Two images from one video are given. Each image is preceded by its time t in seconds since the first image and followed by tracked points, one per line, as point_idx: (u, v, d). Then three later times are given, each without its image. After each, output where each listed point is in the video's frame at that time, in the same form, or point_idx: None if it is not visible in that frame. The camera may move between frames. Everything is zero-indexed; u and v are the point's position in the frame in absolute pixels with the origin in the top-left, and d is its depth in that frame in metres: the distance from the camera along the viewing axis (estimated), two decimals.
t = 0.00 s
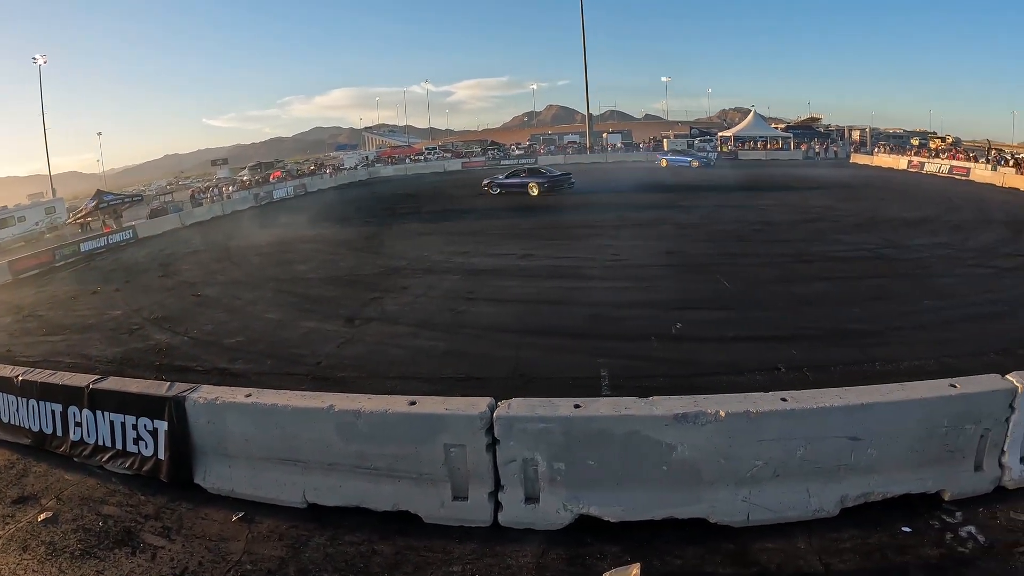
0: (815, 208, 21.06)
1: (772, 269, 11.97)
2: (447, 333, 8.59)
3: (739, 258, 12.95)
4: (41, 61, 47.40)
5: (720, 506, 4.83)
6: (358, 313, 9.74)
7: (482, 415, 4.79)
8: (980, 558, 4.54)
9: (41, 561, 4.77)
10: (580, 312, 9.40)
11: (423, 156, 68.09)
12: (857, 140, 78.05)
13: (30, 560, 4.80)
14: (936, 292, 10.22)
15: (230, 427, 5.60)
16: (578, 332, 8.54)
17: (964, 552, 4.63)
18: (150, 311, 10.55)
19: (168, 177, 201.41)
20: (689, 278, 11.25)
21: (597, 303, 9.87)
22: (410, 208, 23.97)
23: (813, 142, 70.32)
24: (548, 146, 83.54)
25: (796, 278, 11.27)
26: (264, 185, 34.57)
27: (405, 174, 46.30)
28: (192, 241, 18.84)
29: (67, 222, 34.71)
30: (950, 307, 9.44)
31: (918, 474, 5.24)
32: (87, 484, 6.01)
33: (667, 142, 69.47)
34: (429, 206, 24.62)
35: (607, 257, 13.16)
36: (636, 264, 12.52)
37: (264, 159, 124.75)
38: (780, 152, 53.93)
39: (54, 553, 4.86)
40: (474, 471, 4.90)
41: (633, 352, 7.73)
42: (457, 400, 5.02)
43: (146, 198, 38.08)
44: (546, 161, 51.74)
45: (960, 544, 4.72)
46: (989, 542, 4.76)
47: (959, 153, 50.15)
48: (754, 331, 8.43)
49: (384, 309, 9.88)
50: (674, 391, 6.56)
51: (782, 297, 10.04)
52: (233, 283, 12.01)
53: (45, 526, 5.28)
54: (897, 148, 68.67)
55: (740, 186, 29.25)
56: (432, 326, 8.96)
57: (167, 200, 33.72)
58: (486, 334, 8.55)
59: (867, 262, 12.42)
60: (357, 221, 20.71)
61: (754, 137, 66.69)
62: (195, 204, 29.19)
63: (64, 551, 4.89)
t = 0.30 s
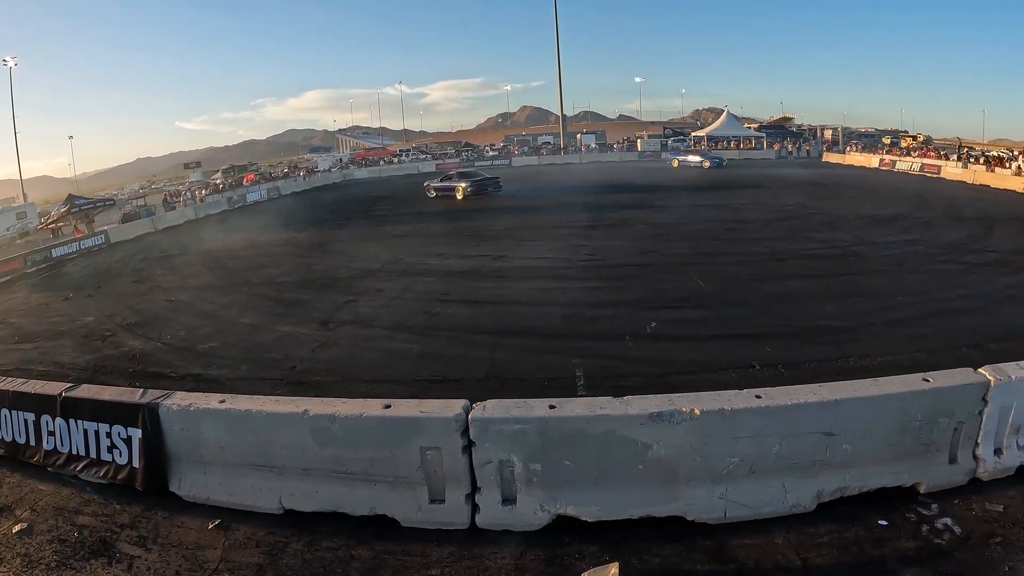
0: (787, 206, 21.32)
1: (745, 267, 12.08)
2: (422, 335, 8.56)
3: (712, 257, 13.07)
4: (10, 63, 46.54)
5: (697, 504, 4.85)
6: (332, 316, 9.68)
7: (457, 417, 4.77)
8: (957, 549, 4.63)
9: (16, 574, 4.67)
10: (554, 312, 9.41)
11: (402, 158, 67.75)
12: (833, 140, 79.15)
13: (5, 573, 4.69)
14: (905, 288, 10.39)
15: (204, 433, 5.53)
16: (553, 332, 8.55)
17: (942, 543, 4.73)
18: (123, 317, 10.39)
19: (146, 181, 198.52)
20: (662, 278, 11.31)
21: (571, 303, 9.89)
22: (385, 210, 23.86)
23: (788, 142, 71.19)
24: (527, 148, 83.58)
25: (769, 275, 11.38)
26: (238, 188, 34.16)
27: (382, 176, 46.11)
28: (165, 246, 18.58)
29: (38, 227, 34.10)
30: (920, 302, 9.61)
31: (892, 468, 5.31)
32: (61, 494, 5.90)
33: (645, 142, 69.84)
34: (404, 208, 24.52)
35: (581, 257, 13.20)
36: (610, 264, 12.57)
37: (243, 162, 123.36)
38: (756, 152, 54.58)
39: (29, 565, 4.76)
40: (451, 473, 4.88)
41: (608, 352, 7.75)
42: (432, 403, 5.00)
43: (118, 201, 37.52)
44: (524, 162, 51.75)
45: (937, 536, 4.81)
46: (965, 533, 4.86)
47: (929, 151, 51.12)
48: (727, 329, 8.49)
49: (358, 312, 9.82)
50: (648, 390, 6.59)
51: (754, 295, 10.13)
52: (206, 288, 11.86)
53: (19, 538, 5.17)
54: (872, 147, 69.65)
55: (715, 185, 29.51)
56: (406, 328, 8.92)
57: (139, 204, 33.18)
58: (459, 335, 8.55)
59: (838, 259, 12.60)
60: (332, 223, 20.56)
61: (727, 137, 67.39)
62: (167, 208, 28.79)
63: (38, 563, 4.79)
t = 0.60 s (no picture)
0: (758, 205, 21.56)
1: (717, 265, 12.19)
2: (395, 338, 8.53)
3: (685, 256, 13.18)
4: None
5: (673, 501, 4.89)
6: (306, 320, 9.60)
7: (432, 419, 4.76)
8: (930, 540, 4.74)
9: None
10: (527, 313, 9.43)
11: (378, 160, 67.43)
12: (807, 139, 80.36)
13: None
14: (874, 284, 10.59)
15: (177, 440, 5.46)
16: (527, 333, 8.57)
17: (915, 534, 4.83)
18: (95, 324, 10.22)
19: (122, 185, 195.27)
20: (635, 277, 11.37)
21: (544, 304, 9.92)
22: (361, 213, 23.75)
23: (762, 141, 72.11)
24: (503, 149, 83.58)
25: (740, 274, 11.49)
26: (211, 191, 33.69)
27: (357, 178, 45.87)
28: (135, 251, 18.30)
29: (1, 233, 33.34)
30: (888, 298, 9.79)
31: (866, 461, 5.39)
32: (35, 505, 5.79)
33: (622, 143, 70.26)
34: (380, 210, 24.41)
35: (555, 258, 13.25)
36: (584, 264, 12.62)
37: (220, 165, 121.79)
38: (729, 151, 55.24)
39: None
40: (427, 475, 4.87)
41: (581, 352, 7.78)
42: (407, 405, 4.99)
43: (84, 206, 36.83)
44: (502, 163, 51.75)
45: (911, 527, 4.92)
46: (937, 524, 4.97)
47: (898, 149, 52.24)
48: (698, 328, 8.57)
49: (332, 315, 9.76)
50: (622, 389, 6.64)
51: (726, 293, 10.24)
52: (178, 294, 11.71)
53: None
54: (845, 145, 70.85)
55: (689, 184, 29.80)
56: (380, 332, 8.88)
57: (109, 209, 32.58)
58: (433, 337, 8.55)
59: (808, 257, 12.78)
60: (305, 227, 20.38)
61: (698, 137, 68.16)
62: (137, 212, 28.34)
63: None
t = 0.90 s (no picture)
0: (720, 204, 21.85)
1: (681, 264, 12.33)
2: (359, 343, 8.46)
3: (649, 255, 13.31)
4: None
5: (641, 498, 4.92)
6: (270, 326, 9.49)
7: (397, 423, 4.73)
8: (895, 530, 4.85)
9: None
10: (492, 315, 9.44)
11: (345, 163, 66.90)
12: (774, 138, 81.74)
13: None
14: (834, 280, 10.81)
15: (140, 451, 5.35)
16: (492, 334, 8.58)
17: (881, 524, 4.95)
18: (55, 333, 9.97)
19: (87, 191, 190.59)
20: (599, 277, 11.45)
21: (508, 305, 9.94)
22: (326, 216, 23.55)
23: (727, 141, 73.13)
24: (472, 151, 83.28)
25: (703, 272, 11.63)
26: (171, 196, 33.00)
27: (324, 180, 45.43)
28: (94, 258, 17.89)
29: None
30: (849, 293, 9.99)
31: (830, 454, 5.48)
32: None
33: (590, 143, 70.58)
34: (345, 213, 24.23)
35: (520, 259, 13.28)
36: (547, 265, 12.67)
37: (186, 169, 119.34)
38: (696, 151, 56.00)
39: None
40: (394, 480, 4.84)
41: (547, 353, 7.81)
42: (373, 410, 4.95)
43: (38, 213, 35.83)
44: (471, 165, 51.59)
45: (877, 517, 5.03)
46: (903, 513, 5.10)
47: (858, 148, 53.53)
48: (662, 326, 8.66)
49: (296, 321, 9.65)
50: (588, 389, 6.68)
51: (689, 292, 10.35)
52: (140, 301, 11.49)
53: None
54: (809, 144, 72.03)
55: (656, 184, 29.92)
56: (344, 336, 8.81)
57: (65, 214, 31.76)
58: (399, 340, 8.51)
59: (770, 255, 12.99)
60: (268, 231, 20.12)
61: (661, 137, 68.99)
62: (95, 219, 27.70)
63: None
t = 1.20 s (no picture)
0: (683, 202, 22.10)
1: (644, 263, 12.44)
2: (323, 347, 8.38)
3: (613, 254, 13.40)
4: None
5: (608, 496, 4.95)
6: (232, 332, 9.35)
7: (362, 428, 4.69)
8: (860, 520, 4.95)
9: None
10: (456, 317, 9.43)
11: (310, 166, 66.18)
12: (741, 137, 82.90)
13: None
14: (796, 276, 11.00)
15: (100, 463, 5.21)
16: (457, 337, 8.57)
17: (847, 514, 5.05)
18: (12, 345, 9.69)
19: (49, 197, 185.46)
20: (563, 278, 11.50)
21: (472, 307, 9.93)
22: (290, 220, 23.26)
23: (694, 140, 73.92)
24: (440, 153, 82.87)
25: (667, 271, 11.74)
26: (130, 201, 32.20)
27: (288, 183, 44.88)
28: (49, 267, 17.42)
29: None
30: (810, 288, 10.18)
31: (795, 447, 5.57)
32: None
33: (558, 144, 70.71)
34: (310, 217, 23.96)
35: (485, 261, 13.26)
36: (511, 266, 12.67)
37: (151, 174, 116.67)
38: (661, 151, 56.59)
39: None
40: (361, 485, 4.80)
41: (511, 353, 7.82)
42: (337, 415, 4.91)
43: None
44: (439, 167, 51.39)
45: (843, 508, 5.14)
46: (867, 504, 5.20)
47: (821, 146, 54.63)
48: (625, 325, 8.73)
49: (258, 327, 9.52)
50: (552, 389, 6.71)
51: (653, 290, 10.45)
52: (99, 310, 11.23)
53: None
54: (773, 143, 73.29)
55: (622, 184, 29.91)
56: (308, 341, 8.72)
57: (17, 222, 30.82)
58: (364, 345, 8.44)
59: (732, 252, 13.17)
60: (229, 236, 19.80)
61: (624, 137, 69.63)
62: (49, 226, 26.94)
63: None
